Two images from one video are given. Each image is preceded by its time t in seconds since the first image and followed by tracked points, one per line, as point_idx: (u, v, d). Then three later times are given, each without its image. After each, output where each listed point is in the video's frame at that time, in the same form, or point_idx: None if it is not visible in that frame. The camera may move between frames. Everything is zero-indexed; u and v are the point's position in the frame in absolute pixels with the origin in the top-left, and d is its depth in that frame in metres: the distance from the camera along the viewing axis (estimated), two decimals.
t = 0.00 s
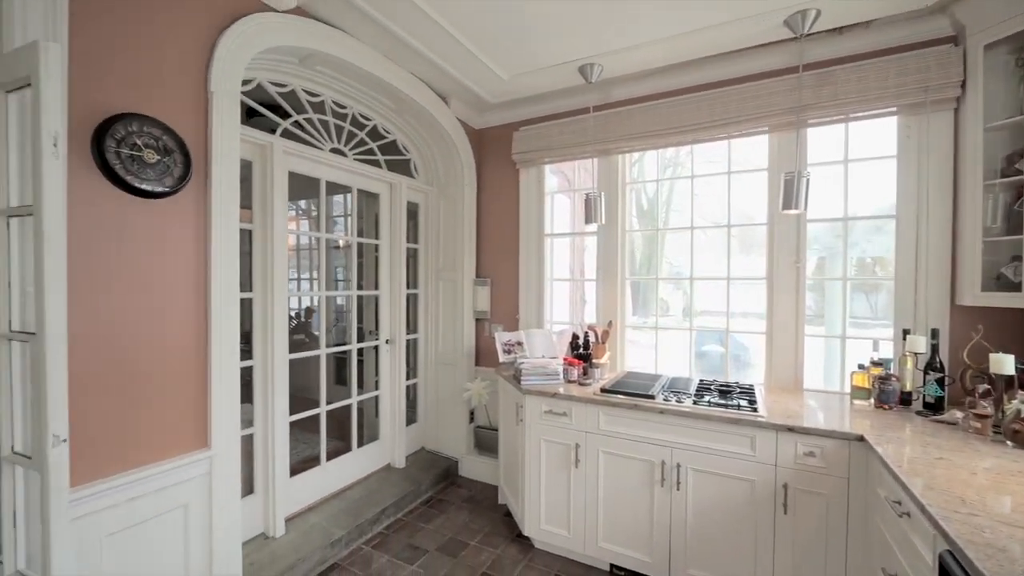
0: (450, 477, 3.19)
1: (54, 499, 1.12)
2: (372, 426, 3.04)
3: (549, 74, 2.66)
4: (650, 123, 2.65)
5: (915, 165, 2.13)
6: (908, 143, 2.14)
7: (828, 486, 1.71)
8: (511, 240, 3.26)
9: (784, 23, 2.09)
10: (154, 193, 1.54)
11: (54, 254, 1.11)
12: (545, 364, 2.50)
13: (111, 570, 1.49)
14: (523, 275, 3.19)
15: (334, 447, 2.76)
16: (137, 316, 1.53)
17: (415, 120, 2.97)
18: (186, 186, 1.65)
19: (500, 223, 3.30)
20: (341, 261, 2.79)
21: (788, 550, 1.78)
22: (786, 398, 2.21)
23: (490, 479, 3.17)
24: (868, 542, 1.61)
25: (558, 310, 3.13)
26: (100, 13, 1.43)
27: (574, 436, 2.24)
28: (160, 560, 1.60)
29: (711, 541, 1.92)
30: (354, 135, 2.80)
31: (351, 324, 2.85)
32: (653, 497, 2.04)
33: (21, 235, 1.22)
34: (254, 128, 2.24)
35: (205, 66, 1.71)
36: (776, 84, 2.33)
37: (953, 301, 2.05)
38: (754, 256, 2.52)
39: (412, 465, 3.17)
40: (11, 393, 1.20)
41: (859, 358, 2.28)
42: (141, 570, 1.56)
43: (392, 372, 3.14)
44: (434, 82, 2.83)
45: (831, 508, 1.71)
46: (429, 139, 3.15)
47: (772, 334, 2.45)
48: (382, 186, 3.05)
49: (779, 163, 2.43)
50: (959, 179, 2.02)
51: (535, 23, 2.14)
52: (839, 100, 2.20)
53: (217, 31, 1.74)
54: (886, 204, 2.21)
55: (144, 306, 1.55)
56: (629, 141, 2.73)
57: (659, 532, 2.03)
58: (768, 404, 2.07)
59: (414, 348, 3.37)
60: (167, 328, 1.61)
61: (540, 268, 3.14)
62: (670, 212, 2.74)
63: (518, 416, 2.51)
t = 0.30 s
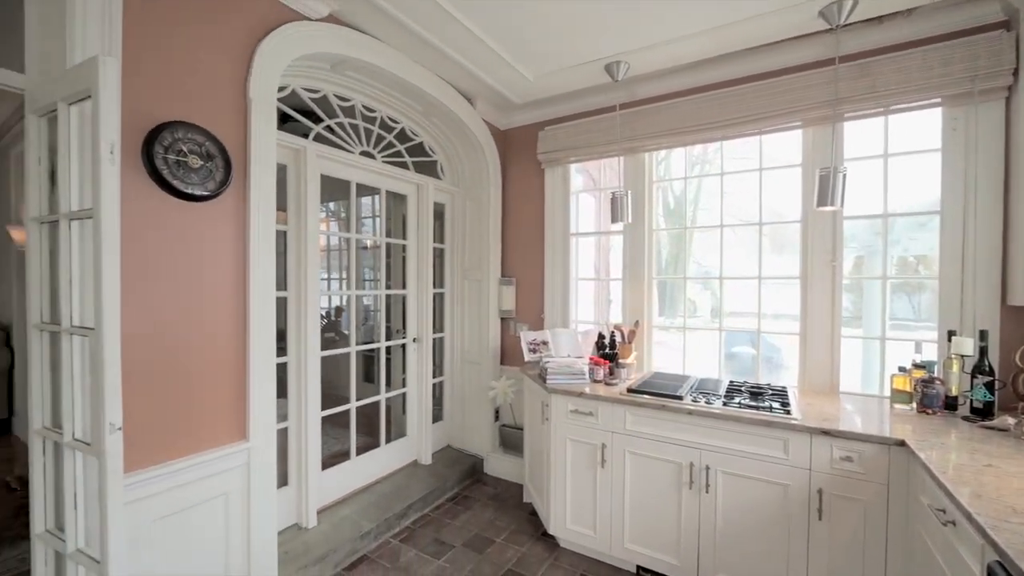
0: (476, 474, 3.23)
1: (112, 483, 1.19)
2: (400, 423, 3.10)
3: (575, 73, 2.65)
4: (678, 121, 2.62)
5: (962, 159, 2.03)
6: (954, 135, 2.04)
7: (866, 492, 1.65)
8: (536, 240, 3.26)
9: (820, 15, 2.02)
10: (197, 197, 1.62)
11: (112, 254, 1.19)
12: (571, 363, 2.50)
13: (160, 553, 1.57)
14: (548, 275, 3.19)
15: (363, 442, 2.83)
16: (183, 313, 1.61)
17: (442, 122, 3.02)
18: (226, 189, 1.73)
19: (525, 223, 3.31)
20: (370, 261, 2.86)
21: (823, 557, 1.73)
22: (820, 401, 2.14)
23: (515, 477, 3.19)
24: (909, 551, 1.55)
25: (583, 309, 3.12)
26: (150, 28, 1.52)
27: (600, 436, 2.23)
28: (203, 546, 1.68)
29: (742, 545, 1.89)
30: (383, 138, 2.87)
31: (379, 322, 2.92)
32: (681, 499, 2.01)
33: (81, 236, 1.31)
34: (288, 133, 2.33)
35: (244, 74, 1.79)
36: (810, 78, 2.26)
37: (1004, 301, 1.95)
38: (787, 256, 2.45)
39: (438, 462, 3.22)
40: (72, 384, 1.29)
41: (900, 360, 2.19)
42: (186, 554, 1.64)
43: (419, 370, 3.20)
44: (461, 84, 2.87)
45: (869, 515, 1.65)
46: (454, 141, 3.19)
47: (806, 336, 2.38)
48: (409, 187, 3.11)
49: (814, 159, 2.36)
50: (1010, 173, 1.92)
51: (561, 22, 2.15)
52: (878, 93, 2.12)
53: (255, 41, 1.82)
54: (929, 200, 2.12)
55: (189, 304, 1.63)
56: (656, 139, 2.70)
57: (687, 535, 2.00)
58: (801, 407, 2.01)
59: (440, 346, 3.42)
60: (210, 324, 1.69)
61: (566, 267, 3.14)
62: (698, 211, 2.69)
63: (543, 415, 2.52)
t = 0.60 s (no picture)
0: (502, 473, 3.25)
1: (164, 468, 1.27)
2: (427, 420, 3.16)
3: (601, 72, 2.64)
4: (707, 117, 2.57)
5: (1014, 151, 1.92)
6: (1005, 127, 1.94)
7: (908, 499, 1.59)
8: (562, 239, 3.26)
9: (857, 5, 1.96)
10: (238, 200, 1.70)
11: (164, 254, 1.27)
12: (597, 363, 2.49)
13: (205, 539, 1.65)
14: (574, 274, 3.19)
15: (392, 438, 2.89)
16: (224, 311, 1.69)
17: (468, 124, 3.06)
18: (265, 193, 1.81)
19: (550, 222, 3.32)
20: (399, 261, 2.93)
21: (861, 566, 1.67)
22: (858, 404, 2.07)
23: (540, 476, 3.20)
24: (955, 562, 1.48)
25: (609, 309, 3.11)
26: (196, 41, 1.61)
27: (627, 436, 2.21)
28: (244, 532, 1.76)
29: (774, 551, 1.84)
30: (411, 141, 2.93)
31: (407, 321, 2.98)
32: (710, 502, 1.98)
33: (135, 238, 1.39)
34: (321, 138, 2.41)
35: (281, 82, 1.86)
36: (847, 70, 2.19)
37: None
38: (821, 254, 2.37)
39: (464, 459, 3.26)
40: (127, 376, 1.38)
41: (945, 363, 2.09)
42: (229, 541, 1.71)
43: (446, 368, 3.25)
44: (487, 86, 2.90)
45: (911, 524, 1.58)
46: (480, 142, 3.23)
47: (842, 337, 2.30)
48: (436, 188, 3.16)
49: (851, 154, 2.28)
50: None
51: (588, 21, 2.15)
52: (921, 84, 2.03)
53: (292, 49, 1.90)
54: (977, 194, 2.01)
55: (231, 301, 1.71)
56: (685, 136, 2.66)
57: (716, 538, 1.97)
58: (838, 410, 1.95)
59: (467, 345, 3.46)
60: (249, 322, 1.77)
61: (591, 267, 3.13)
62: (728, 209, 2.64)
63: (569, 415, 2.52)
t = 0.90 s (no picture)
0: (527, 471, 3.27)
1: (209, 457, 1.34)
2: (453, 417, 3.21)
3: (627, 70, 2.63)
4: (737, 114, 2.52)
5: None
6: None
7: (950, 507, 1.53)
8: (587, 239, 3.26)
9: None
10: (276, 202, 1.77)
11: (209, 254, 1.34)
12: (623, 363, 2.48)
13: (245, 526, 1.73)
14: (600, 273, 3.18)
15: (419, 435, 2.95)
16: (262, 310, 1.77)
17: (494, 125, 3.10)
18: (300, 196, 1.88)
19: (575, 222, 3.32)
20: (426, 260, 2.98)
21: None
22: (897, 408, 1.99)
23: (565, 475, 3.20)
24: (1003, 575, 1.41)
25: (635, 309, 3.08)
26: (238, 52, 1.69)
27: (654, 437, 2.20)
28: (281, 521, 1.83)
29: (807, 557, 1.79)
30: (438, 143, 2.99)
31: (433, 320, 3.03)
32: (740, 505, 1.94)
33: (183, 239, 1.48)
34: (352, 141, 2.48)
35: (315, 89, 1.94)
36: (884, 62, 2.11)
37: None
38: (858, 253, 2.29)
39: (489, 457, 3.29)
40: (175, 370, 1.46)
41: (993, 367, 1.99)
42: (267, 528, 1.79)
43: (472, 367, 3.29)
44: (513, 87, 2.93)
45: (954, 533, 1.52)
46: (506, 143, 3.26)
47: (880, 339, 2.22)
48: (463, 189, 3.21)
49: (890, 148, 2.19)
50: None
51: (613, 20, 2.14)
52: (966, 74, 1.94)
53: (326, 57, 1.97)
54: None
55: (268, 300, 1.79)
56: (713, 133, 2.62)
57: (746, 543, 1.93)
58: (875, 414, 1.88)
59: (492, 344, 3.50)
60: (285, 320, 1.85)
61: (617, 266, 3.12)
62: (758, 206, 2.58)
63: (595, 414, 2.52)
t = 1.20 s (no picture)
0: (551, 470, 3.29)
1: (252, 447, 1.42)
2: (479, 415, 3.25)
3: (653, 69, 2.62)
4: (768, 110, 2.48)
5: None
6: None
7: (995, 517, 1.46)
8: (612, 239, 3.25)
9: None
10: (311, 206, 1.85)
11: (253, 256, 1.42)
12: (649, 363, 2.47)
13: (284, 515, 1.81)
14: (625, 273, 3.16)
15: (446, 432, 3.01)
16: (299, 308, 1.86)
17: (519, 126, 3.13)
18: (334, 199, 1.96)
19: (601, 222, 3.31)
20: (452, 261, 3.03)
21: None
22: (939, 413, 1.92)
23: (590, 475, 3.20)
24: None
25: (661, 309, 3.06)
26: (276, 63, 1.78)
27: (681, 438, 2.18)
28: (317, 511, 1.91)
29: (840, 564, 1.75)
30: (464, 145, 3.04)
31: (460, 319, 3.09)
32: (770, 508, 1.91)
33: (227, 241, 1.57)
34: (381, 145, 2.56)
35: (349, 96, 2.01)
36: (925, 54, 2.03)
37: None
38: (896, 253, 2.21)
39: (514, 455, 3.32)
40: (221, 365, 1.56)
41: None
42: (304, 518, 1.88)
43: (497, 366, 3.33)
44: (538, 89, 2.95)
45: (999, 543, 1.46)
46: (531, 143, 3.28)
47: (920, 342, 2.13)
48: (488, 191, 3.25)
49: (931, 143, 2.11)
50: None
51: (640, 20, 2.14)
52: (1014, 64, 1.85)
53: (358, 65, 2.04)
54: None
55: (305, 300, 1.87)
56: (742, 130, 2.57)
57: (776, 547, 1.90)
58: (914, 418, 1.82)
59: (517, 343, 3.53)
60: (321, 318, 1.93)
61: (643, 266, 3.10)
62: (790, 204, 2.52)
63: (620, 415, 2.52)
